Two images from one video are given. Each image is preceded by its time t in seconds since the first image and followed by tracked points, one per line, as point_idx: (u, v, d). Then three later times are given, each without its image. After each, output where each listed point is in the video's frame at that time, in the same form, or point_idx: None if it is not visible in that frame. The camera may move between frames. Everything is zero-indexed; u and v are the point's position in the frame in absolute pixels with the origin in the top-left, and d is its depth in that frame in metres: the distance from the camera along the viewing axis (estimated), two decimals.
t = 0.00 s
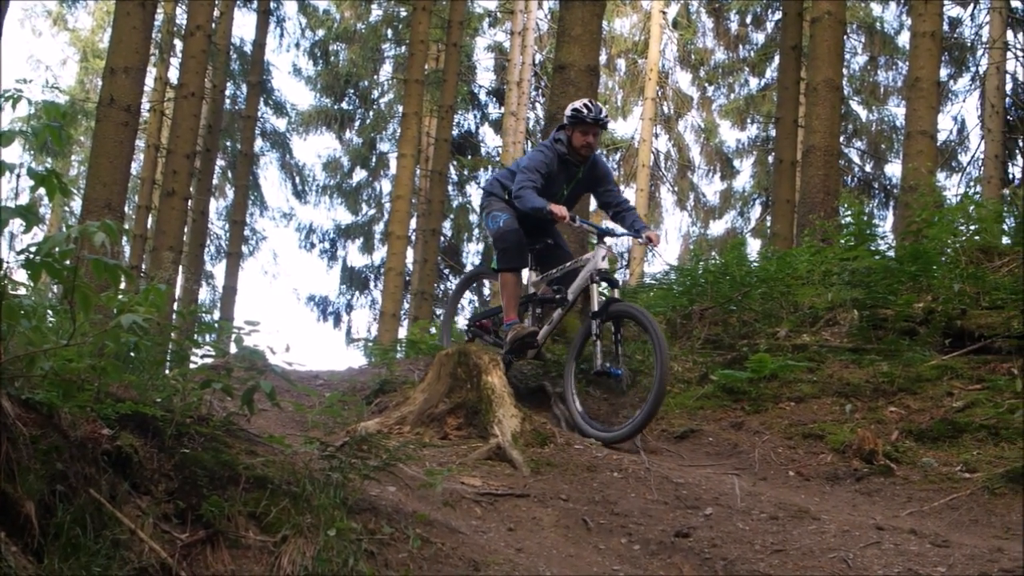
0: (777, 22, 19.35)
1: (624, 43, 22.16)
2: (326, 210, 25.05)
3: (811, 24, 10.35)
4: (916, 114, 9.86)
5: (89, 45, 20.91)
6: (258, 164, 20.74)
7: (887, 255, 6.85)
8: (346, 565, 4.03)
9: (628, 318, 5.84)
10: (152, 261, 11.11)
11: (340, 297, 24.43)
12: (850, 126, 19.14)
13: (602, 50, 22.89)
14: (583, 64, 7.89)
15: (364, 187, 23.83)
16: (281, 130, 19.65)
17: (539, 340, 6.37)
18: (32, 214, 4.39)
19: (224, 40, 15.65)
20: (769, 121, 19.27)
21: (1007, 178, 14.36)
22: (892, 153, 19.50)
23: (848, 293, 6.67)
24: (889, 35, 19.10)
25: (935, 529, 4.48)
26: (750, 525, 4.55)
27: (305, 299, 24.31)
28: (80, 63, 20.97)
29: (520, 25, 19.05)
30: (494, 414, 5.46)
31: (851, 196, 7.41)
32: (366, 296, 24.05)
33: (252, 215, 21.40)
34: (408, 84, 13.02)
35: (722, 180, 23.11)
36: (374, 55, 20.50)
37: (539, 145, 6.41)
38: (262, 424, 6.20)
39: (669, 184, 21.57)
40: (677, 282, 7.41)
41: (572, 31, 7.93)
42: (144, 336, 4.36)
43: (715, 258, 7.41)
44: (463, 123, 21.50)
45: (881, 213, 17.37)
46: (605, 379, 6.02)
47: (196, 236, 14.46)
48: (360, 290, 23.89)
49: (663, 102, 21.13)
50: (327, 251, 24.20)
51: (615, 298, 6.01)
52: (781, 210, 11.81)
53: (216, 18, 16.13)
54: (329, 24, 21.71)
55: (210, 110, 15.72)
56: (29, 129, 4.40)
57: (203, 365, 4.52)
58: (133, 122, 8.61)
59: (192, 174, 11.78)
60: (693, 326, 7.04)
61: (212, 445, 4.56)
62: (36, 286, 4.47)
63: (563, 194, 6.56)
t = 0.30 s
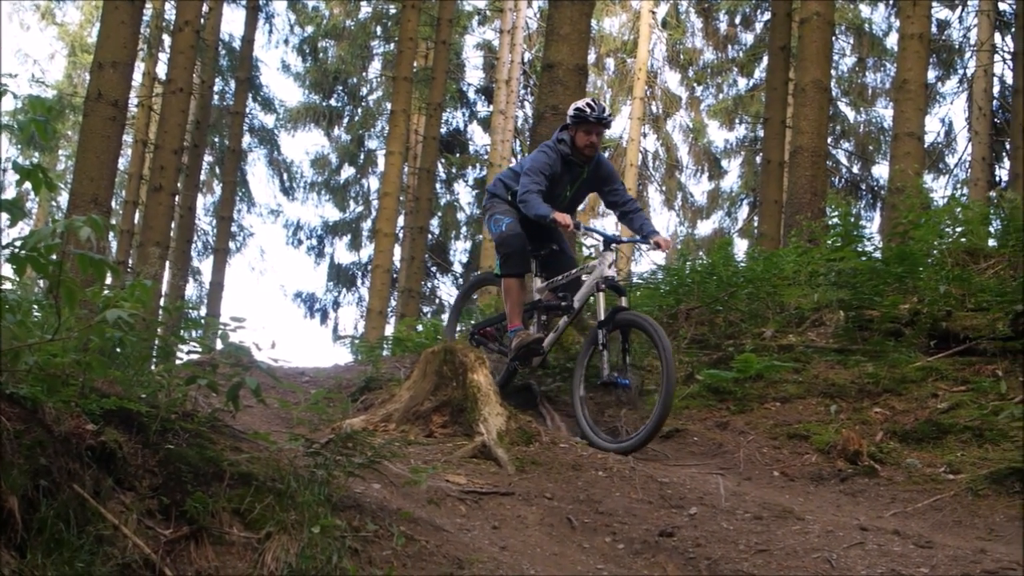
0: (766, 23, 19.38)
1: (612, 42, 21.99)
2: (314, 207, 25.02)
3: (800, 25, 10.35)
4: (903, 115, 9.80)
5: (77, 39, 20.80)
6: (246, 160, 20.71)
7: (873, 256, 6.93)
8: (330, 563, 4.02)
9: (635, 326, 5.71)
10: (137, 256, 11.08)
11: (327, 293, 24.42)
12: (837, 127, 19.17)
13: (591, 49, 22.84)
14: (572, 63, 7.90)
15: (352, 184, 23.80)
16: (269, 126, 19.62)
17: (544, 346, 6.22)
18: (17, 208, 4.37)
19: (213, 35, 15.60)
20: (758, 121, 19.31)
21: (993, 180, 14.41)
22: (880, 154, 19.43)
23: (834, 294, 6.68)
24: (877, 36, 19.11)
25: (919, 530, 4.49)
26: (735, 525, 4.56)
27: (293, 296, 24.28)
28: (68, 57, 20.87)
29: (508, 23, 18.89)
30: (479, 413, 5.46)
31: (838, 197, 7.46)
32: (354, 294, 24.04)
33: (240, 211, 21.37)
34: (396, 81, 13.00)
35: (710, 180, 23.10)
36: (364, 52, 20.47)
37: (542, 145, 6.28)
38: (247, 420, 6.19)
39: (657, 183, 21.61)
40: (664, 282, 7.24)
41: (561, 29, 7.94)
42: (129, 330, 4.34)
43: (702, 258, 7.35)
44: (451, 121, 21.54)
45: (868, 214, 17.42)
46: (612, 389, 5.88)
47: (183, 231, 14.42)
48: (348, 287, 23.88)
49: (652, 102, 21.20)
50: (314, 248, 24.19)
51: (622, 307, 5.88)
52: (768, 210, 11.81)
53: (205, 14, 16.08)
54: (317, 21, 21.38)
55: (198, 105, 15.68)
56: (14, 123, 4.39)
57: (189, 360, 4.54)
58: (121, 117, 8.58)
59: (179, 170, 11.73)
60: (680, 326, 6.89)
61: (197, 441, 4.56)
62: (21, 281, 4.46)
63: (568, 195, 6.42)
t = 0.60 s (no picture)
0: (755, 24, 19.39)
1: (601, 42, 21.89)
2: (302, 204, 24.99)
3: (788, 26, 10.36)
4: (890, 118, 9.77)
5: (65, 35, 20.73)
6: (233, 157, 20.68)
7: (859, 258, 6.91)
8: (314, 561, 4.01)
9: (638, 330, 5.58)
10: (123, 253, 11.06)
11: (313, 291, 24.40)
12: (826, 129, 19.28)
13: (579, 49, 22.74)
14: (560, 63, 7.89)
15: (339, 182, 23.76)
16: (256, 124, 19.59)
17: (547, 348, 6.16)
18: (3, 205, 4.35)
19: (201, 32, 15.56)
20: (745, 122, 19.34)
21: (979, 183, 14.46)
22: (867, 156, 19.69)
23: (820, 295, 6.69)
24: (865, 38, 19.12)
25: (903, 531, 4.50)
26: (720, 525, 4.57)
27: (279, 293, 24.25)
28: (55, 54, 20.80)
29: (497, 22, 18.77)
30: (464, 411, 5.47)
31: (826, 198, 7.47)
32: (341, 292, 24.03)
33: (226, 208, 21.33)
34: (385, 80, 12.99)
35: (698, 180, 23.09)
36: (351, 51, 20.42)
37: (543, 147, 6.17)
38: (232, 417, 6.18)
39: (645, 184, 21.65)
40: (650, 282, 7.25)
41: (549, 29, 7.93)
42: (115, 327, 4.32)
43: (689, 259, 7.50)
44: (439, 120, 21.55)
45: (856, 216, 17.47)
46: (616, 393, 5.74)
47: (170, 229, 14.37)
48: (335, 285, 23.86)
49: (640, 102, 21.25)
50: (301, 246, 24.18)
51: (626, 310, 5.81)
52: (754, 211, 11.82)
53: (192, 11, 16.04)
54: (306, 18, 21.40)
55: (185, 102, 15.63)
56: None
57: (175, 358, 4.53)
58: (108, 113, 8.56)
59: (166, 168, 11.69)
60: (667, 326, 6.89)
61: (182, 439, 4.57)
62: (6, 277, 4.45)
63: (570, 199, 6.34)
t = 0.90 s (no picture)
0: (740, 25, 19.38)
1: (587, 42, 21.85)
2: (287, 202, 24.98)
3: (773, 27, 10.37)
4: (874, 119, 9.71)
5: (50, 31, 20.64)
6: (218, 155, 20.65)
7: (843, 259, 6.90)
8: (296, 559, 4.00)
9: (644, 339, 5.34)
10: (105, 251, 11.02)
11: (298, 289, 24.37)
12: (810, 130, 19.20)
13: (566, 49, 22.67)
14: (546, 62, 7.87)
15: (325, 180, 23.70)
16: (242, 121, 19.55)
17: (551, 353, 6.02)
18: None
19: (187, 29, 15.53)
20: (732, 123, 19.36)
21: (963, 185, 14.50)
22: (852, 157, 19.54)
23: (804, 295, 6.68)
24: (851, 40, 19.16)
25: (885, 532, 4.51)
26: (702, 526, 4.57)
27: (264, 291, 24.20)
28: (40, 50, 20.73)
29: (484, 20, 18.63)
30: (448, 411, 5.47)
31: (809, 200, 7.50)
32: (326, 290, 24.01)
33: (212, 205, 21.30)
34: (371, 78, 12.95)
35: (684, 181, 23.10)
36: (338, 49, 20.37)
37: (542, 152, 6.10)
38: (215, 415, 6.15)
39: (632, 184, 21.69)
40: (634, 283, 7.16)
41: (535, 28, 7.90)
42: (97, 325, 4.28)
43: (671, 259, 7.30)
44: (425, 118, 21.56)
45: (841, 216, 17.53)
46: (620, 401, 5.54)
47: (154, 226, 14.34)
48: (319, 284, 23.83)
49: (627, 102, 21.21)
50: (287, 244, 24.14)
51: (630, 315, 5.52)
52: (740, 212, 11.82)
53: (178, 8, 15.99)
54: (292, 16, 21.26)
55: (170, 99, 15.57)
56: None
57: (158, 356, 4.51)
58: (93, 110, 8.53)
59: (151, 164, 11.65)
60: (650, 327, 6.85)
61: (164, 437, 4.55)
62: None
63: (570, 204, 6.26)
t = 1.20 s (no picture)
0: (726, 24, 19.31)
1: (573, 40, 21.72)
2: (272, 197, 24.92)
3: (759, 27, 10.37)
4: (860, 119, 9.71)
5: (34, 26, 20.62)
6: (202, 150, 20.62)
7: (827, 258, 6.87)
8: (277, 555, 4.00)
9: (643, 343, 5.27)
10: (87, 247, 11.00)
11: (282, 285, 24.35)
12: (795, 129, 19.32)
13: (552, 46, 22.52)
14: (531, 60, 7.79)
15: (309, 176, 23.61)
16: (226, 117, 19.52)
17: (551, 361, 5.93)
18: None
19: (172, 24, 15.48)
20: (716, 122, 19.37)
21: (946, 184, 14.55)
22: (837, 157, 19.62)
23: (787, 294, 6.66)
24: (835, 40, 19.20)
25: (866, 530, 4.53)
26: (684, 523, 4.58)
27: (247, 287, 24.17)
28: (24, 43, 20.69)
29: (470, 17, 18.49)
30: (430, 407, 5.47)
31: (794, 198, 7.41)
32: (309, 287, 23.98)
33: (195, 201, 21.30)
34: (356, 74, 12.91)
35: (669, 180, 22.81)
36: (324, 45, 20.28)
37: (540, 153, 6.01)
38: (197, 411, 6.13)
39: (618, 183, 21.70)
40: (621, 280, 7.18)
41: (520, 26, 7.83)
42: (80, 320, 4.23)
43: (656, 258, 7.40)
44: (410, 115, 21.51)
45: (823, 215, 17.62)
46: (622, 407, 5.44)
47: (138, 221, 14.32)
48: (303, 280, 23.81)
49: (611, 100, 21.00)
50: (270, 240, 24.10)
51: (630, 319, 5.44)
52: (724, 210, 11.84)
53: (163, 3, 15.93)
54: (278, 12, 21.22)
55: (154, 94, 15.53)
56: None
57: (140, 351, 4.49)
58: (77, 105, 8.49)
59: (135, 159, 11.63)
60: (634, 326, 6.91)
61: (145, 432, 4.53)
62: None
63: (569, 205, 6.16)
